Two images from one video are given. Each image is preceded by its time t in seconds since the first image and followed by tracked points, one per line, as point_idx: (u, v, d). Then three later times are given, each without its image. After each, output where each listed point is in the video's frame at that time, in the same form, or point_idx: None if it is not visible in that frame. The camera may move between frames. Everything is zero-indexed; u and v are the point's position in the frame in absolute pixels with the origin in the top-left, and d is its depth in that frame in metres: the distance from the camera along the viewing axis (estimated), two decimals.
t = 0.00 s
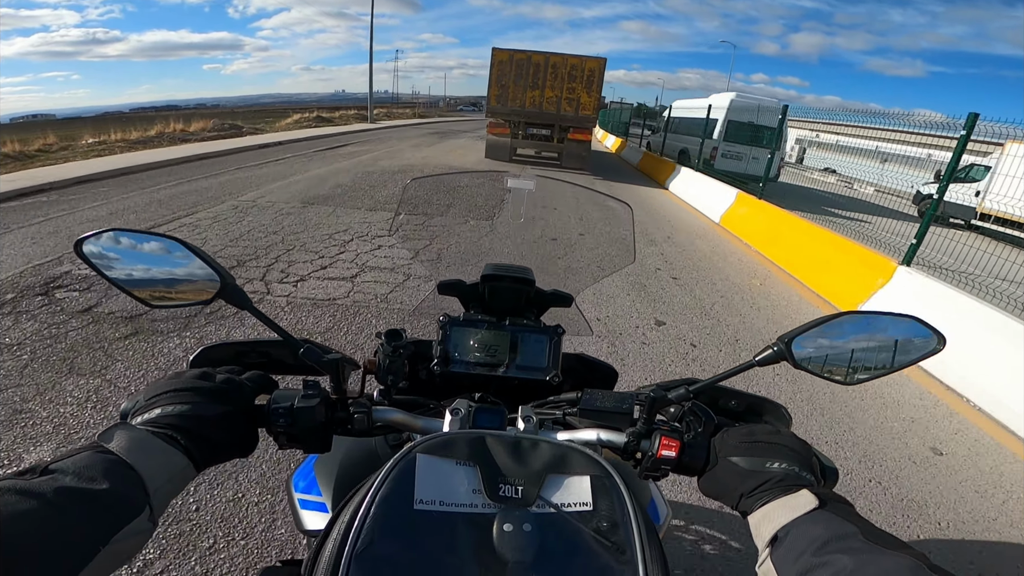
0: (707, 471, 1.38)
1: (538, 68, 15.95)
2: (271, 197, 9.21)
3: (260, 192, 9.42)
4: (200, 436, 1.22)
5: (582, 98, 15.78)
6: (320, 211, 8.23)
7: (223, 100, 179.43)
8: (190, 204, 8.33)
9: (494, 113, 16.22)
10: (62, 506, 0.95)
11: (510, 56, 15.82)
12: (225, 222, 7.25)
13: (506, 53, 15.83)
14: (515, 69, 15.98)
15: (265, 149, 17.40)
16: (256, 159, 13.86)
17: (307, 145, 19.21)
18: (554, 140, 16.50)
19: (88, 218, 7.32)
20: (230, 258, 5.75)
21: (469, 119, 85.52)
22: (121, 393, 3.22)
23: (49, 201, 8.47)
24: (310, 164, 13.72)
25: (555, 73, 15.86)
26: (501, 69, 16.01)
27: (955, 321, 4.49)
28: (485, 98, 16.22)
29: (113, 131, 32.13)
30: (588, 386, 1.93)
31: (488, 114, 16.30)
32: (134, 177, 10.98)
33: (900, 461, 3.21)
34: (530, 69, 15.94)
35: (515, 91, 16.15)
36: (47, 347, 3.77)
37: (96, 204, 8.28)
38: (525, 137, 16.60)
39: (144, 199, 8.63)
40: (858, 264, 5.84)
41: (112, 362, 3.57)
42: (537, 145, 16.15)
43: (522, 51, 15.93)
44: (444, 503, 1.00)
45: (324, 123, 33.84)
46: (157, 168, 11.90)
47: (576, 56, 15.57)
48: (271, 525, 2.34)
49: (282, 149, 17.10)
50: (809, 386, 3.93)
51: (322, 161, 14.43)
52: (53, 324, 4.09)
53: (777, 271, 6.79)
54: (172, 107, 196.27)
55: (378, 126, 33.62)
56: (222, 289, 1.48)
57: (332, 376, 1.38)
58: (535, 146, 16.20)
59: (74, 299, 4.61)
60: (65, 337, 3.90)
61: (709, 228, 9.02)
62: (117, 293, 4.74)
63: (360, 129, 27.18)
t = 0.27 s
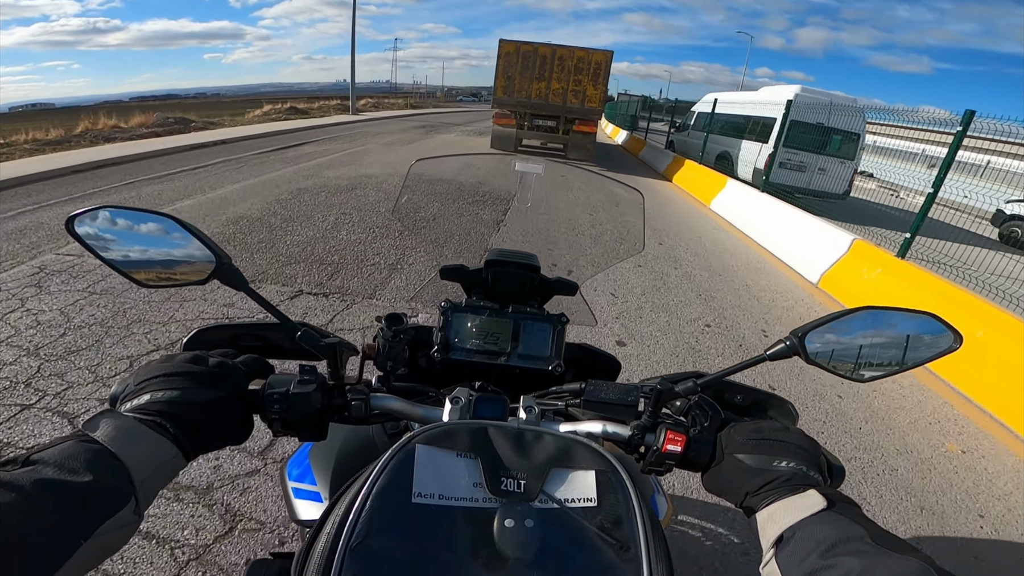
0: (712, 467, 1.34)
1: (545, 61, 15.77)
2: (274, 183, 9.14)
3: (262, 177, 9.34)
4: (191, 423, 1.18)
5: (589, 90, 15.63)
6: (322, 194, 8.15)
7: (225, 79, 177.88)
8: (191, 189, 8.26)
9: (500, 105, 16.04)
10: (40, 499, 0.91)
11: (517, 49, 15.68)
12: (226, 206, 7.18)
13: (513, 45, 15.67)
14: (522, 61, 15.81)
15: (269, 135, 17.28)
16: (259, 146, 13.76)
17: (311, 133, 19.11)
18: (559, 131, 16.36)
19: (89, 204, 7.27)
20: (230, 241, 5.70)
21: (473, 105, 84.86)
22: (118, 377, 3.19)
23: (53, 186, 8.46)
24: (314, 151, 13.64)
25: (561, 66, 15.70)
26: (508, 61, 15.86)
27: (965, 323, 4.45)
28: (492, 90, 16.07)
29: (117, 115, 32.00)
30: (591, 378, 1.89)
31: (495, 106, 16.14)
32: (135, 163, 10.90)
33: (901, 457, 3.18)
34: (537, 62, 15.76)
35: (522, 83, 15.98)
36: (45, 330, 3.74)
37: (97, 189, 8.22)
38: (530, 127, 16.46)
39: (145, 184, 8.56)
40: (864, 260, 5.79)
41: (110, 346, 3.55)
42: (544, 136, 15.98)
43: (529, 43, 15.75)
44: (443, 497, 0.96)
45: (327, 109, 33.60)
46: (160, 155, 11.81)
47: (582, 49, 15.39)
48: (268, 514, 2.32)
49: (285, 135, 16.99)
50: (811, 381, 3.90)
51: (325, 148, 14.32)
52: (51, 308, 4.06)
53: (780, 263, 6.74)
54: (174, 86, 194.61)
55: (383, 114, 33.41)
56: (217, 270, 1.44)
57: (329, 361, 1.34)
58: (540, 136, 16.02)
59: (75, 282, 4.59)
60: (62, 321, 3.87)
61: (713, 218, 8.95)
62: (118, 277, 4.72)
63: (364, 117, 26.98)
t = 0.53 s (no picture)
0: (702, 479, 1.38)
1: (554, 66, 15.92)
2: (282, 182, 9.22)
3: (271, 177, 9.44)
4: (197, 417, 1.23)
5: (596, 95, 15.74)
6: (330, 195, 8.24)
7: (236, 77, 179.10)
8: (202, 187, 8.37)
9: (509, 109, 16.17)
10: (47, 489, 0.94)
11: (527, 53, 15.85)
12: (235, 205, 7.27)
13: (523, 49, 15.84)
14: (531, 64, 15.99)
15: (277, 135, 17.41)
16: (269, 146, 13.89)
17: (320, 133, 19.25)
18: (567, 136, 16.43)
19: (100, 200, 7.36)
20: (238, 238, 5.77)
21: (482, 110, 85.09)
22: (123, 372, 3.24)
23: (65, 181, 8.57)
24: (323, 153, 13.75)
25: (570, 71, 15.84)
26: (518, 65, 16.01)
27: (968, 340, 4.45)
28: (501, 92, 16.21)
29: (128, 114, 32.29)
30: (588, 387, 1.93)
31: (502, 109, 16.28)
32: (146, 160, 11.03)
33: (896, 471, 3.20)
34: (546, 66, 15.91)
35: (531, 88, 16.14)
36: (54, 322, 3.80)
37: (108, 184, 8.32)
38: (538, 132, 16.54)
39: (157, 182, 8.67)
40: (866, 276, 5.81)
41: (117, 340, 3.60)
42: (552, 142, 16.07)
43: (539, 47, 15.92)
44: (441, 498, 1.00)
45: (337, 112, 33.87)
46: (172, 155, 11.98)
47: (591, 54, 15.55)
48: (268, 509, 2.37)
49: (294, 137, 17.16)
50: (809, 394, 3.92)
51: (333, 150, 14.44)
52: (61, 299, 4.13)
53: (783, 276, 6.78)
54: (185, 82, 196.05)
55: (391, 118, 33.57)
56: (231, 271, 1.48)
57: (335, 363, 1.38)
58: (548, 140, 16.08)
59: (84, 276, 4.66)
60: (72, 313, 3.93)
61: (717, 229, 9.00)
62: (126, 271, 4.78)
63: (372, 121, 27.20)
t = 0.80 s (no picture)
0: (705, 471, 1.38)
1: (562, 61, 15.81)
2: (290, 171, 9.26)
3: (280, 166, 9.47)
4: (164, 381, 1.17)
5: (605, 89, 15.63)
6: (337, 183, 8.25)
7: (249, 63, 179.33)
8: (211, 176, 8.42)
9: (517, 103, 16.07)
10: None
11: (536, 48, 15.72)
12: (244, 192, 7.31)
13: (531, 44, 15.72)
14: (540, 60, 15.83)
15: (287, 127, 17.44)
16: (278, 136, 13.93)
17: (328, 127, 19.30)
18: (576, 130, 16.34)
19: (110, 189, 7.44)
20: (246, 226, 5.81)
21: (492, 99, 84.61)
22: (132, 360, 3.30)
23: (74, 174, 8.67)
24: (330, 143, 13.76)
25: (579, 66, 15.74)
26: (527, 60, 15.91)
27: (973, 335, 4.40)
28: (510, 87, 16.11)
29: (138, 105, 32.48)
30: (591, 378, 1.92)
31: (512, 103, 16.18)
32: (156, 150, 11.12)
33: (900, 469, 3.19)
34: (554, 61, 15.79)
35: (539, 82, 16.00)
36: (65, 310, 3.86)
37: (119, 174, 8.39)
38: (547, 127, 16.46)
39: (166, 172, 8.74)
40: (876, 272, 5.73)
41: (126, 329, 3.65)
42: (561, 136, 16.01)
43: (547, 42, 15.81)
44: (444, 482, 1.01)
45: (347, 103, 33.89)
46: (181, 147, 12.05)
47: (599, 48, 15.44)
48: (275, 493, 2.40)
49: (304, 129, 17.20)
50: (813, 392, 3.90)
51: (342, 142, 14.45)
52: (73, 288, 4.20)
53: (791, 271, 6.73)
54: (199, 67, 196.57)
55: (399, 110, 33.45)
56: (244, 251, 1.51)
57: (342, 346, 1.39)
58: (557, 135, 16.00)
59: (93, 274, 4.76)
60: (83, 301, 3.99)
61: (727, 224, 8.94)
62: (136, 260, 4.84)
63: (381, 112, 27.16)
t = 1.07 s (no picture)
0: (711, 448, 1.39)
1: (570, 46, 15.63)
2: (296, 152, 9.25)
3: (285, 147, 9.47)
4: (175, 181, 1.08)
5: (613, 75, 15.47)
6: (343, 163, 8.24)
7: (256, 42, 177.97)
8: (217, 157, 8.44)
9: (524, 88, 15.89)
10: None
11: (544, 33, 15.54)
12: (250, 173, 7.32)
13: (539, 30, 15.54)
14: (547, 45, 15.67)
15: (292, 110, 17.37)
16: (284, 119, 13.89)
17: (333, 109, 19.23)
18: (583, 115, 16.20)
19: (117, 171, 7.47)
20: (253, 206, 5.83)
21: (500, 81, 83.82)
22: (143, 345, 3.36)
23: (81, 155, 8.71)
24: (335, 124, 13.71)
25: (587, 51, 15.57)
26: (534, 45, 15.72)
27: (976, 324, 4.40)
28: (517, 72, 15.92)
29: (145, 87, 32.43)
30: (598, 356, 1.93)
31: (519, 88, 15.99)
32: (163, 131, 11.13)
33: (902, 455, 3.20)
34: (562, 47, 15.62)
35: (546, 68, 15.76)
36: (76, 292, 3.91)
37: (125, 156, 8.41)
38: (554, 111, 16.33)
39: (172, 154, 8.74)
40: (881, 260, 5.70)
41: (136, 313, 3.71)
42: (568, 120, 15.88)
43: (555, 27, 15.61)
44: (451, 450, 1.02)
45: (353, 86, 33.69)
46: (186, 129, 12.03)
47: (607, 35, 15.28)
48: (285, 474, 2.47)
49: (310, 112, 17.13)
50: (817, 376, 3.90)
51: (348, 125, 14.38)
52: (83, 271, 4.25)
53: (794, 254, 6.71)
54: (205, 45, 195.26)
55: (405, 93, 33.18)
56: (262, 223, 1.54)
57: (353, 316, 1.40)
58: (564, 120, 15.87)
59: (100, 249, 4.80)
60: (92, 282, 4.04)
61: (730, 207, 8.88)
62: (144, 243, 4.88)
63: (386, 94, 26.98)
